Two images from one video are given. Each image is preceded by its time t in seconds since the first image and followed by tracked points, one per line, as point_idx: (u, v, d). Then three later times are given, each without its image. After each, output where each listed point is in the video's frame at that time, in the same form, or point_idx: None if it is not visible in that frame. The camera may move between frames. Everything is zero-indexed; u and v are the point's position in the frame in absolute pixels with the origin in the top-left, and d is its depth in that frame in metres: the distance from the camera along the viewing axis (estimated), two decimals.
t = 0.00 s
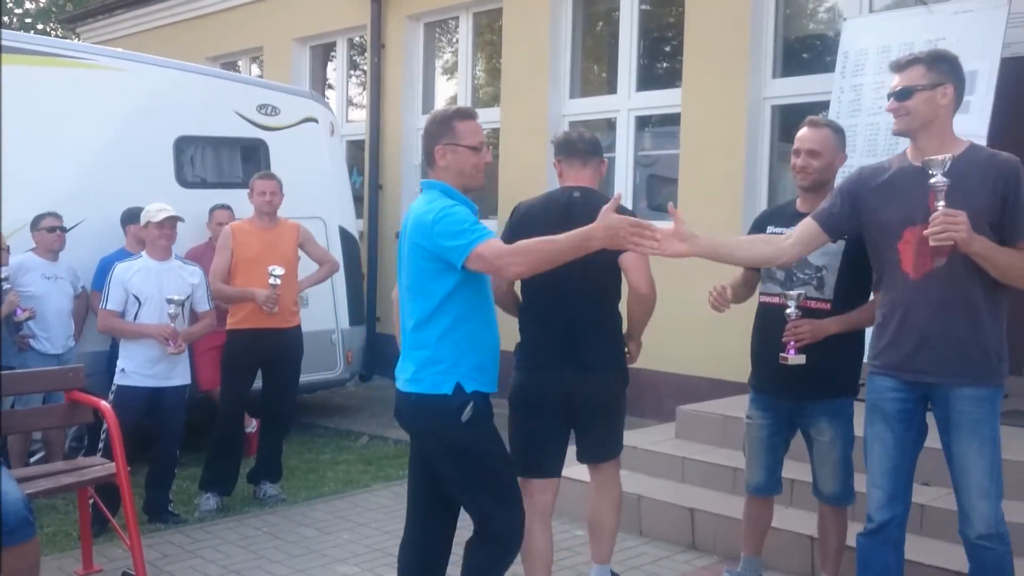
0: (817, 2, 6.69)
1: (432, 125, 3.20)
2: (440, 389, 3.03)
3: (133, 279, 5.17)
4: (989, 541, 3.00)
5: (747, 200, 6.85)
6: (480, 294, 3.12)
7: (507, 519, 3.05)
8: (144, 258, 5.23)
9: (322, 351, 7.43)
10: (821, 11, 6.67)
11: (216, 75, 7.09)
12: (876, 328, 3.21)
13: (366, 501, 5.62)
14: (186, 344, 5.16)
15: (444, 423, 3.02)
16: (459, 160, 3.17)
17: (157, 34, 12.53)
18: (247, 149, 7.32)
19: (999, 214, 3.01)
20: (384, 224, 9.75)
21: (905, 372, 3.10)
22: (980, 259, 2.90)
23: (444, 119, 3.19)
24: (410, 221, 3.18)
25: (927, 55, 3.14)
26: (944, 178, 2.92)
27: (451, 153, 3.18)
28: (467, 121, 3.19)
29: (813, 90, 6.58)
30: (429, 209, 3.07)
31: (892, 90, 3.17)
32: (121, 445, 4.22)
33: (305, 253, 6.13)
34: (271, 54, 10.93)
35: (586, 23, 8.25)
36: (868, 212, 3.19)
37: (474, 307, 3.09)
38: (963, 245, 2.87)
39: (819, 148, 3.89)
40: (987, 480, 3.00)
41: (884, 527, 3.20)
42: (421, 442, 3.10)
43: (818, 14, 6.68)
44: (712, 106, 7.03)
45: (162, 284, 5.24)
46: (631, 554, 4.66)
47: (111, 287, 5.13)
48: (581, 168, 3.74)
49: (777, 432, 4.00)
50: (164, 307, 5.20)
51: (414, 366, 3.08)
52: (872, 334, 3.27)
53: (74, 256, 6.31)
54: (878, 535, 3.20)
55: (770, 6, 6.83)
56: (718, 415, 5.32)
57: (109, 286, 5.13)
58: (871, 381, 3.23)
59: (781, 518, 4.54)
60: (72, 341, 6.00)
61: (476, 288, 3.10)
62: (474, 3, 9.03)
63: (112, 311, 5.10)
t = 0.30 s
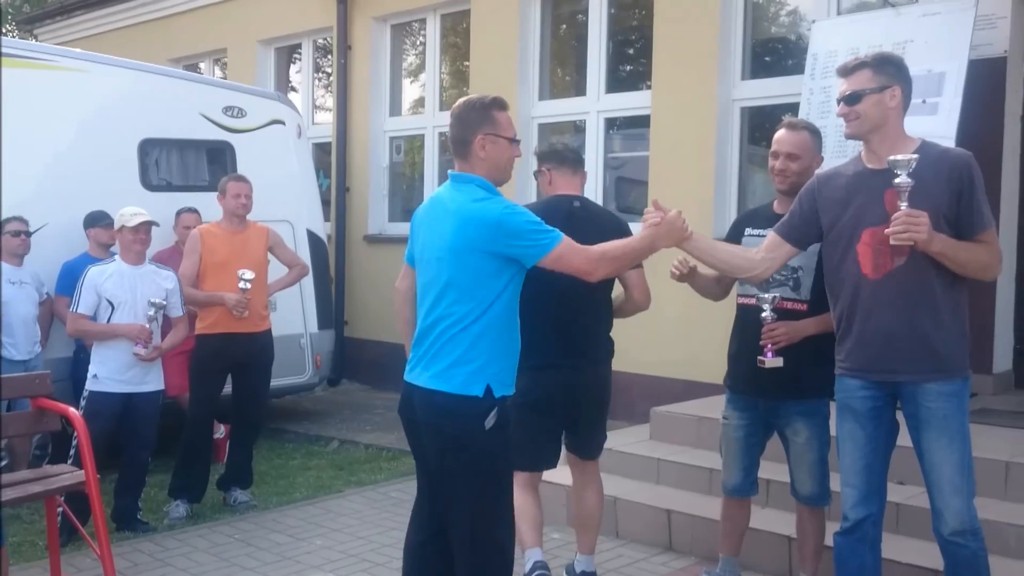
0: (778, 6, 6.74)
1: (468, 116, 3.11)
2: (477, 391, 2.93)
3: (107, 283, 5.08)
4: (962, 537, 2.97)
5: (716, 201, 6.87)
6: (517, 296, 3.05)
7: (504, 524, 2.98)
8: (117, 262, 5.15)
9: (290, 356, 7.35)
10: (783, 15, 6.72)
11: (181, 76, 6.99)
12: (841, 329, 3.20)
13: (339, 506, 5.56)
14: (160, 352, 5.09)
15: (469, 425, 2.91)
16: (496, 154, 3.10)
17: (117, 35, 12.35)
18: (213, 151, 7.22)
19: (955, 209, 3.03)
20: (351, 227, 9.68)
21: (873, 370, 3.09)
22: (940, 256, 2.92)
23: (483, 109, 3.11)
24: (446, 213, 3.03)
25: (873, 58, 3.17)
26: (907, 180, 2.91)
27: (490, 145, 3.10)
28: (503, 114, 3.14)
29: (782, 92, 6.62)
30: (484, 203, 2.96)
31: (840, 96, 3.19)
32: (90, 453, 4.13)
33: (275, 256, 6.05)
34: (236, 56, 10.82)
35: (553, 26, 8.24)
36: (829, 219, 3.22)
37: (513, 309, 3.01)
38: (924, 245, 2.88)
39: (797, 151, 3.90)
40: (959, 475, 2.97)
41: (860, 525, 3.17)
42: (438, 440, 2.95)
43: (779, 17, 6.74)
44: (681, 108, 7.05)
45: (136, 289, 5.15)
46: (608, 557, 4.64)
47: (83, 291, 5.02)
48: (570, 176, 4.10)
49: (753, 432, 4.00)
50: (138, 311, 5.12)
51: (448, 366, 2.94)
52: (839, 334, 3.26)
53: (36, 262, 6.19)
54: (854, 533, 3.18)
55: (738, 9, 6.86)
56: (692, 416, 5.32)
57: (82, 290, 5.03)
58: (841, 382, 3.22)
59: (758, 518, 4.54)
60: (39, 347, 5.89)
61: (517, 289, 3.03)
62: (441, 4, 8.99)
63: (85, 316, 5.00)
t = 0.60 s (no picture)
0: (747, 3, 6.82)
1: (498, 118, 3.24)
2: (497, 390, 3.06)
3: (85, 281, 5.00)
4: (952, 536, 3.00)
5: (694, 199, 6.89)
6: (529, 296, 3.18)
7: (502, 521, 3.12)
8: (95, 259, 5.07)
9: (265, 354, 7.28)
10: (751, 14, 6.81)
11: (155, 70, 6.88)
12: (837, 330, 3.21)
13: (319, 507, 5.51)
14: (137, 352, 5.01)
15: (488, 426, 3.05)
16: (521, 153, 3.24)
17: (84, 29, 12.17)
18: (187, 147, 7.13)
19: (957, 210, 3.03)
20: (325, 224, 9.60)
21: (868, 368, 3.10)
22: (934, 253, 2.92)
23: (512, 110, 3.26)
24: (467, 210, 3.12)
25: (880, 57, 3.18)
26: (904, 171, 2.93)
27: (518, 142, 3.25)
28: (525, 115, 3.29)
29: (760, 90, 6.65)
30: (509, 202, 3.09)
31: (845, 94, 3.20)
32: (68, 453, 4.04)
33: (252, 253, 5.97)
34: (206, 51, 10.70)
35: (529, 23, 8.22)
36: (831, 220, 3.22)
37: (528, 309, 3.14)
38: (919, 238, 2.88)
39: (780, 150, 3.88)
40: (950, 475, 3.00)
41: (850, 522, 3.19)
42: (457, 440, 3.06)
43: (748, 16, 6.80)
44: (659, 105, 7.06)
45: (114, 287, 5.07)
46: (593, 555, 4.63)
47: (60, 289, 4.94)
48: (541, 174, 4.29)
49: (737, 430, 3.98)
50: (117, 310, 5.04)
51: (466, 363, 3.05)
52: (835, 335, 3.27)
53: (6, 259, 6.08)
54: (843, 530, 3.19)
55: (716, 8, 6.88)
56: (675, 414, 5.32)
57: (59, 288, 4.95)
58: (835, 380, 3.22)
59: (743, 516, 4.56)
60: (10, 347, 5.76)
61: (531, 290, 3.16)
62: None
63: (62, 314, 4.92)
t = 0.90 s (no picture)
0: (709, 5, 6.89)
1: (458, 131, 3.27)
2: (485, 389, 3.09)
3: (53, 281, 4.93)
4: (943, 532, 3.04)
5: (668, 199, 6.91)
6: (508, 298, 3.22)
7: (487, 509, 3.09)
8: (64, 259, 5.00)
9: (235, 355, 7.20)
10: (713, 15, 6.88)
11: (122, 67, 6.78)
12: (842, 329, 3.27)
13: (293, 509, 5.47)
14: (108, 350, 4.94)
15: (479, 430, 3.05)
16: (489, 163, 3.27)
17: (46, 24, 11.98)
18: (154, 145, 7.03)
19: (970, 223, 3.08)
20: (295, 224, 9.54)
21: (872, 370, 3.15)
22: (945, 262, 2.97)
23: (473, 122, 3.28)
24: (443, 220, 3.16)
25: (906, 61, 3.17)
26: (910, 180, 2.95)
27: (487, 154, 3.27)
28: (488, 126, 3.31)
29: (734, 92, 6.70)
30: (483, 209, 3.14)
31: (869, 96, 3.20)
32: (40, 457, 3.97)
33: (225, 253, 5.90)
34: (172, 48, 10.58)
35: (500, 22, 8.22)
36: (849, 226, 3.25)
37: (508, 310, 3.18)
38: (926, 248, 2.90)
39: (757, 153, 3.88)
40: (942, 474, 3.04)
41: (842, 523, 3.22)
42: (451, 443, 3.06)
43: (712, 17, 6.88)
44: (632, 106, 7.08)
45: (84, 288, 5.00)
46: (572, 556, 4.65)
47: (27, 289, 4.88)
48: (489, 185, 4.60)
49: (718, 432, 4.00)
50: (86, 311, 4.97)
51: (456, 364, 3.07)
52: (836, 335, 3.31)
53: None
54: (836, 531, 3.22)
55: (689, 10, 6.91)
56: (652, 414, 5.34)
57: (25, 287, 4.88)
58: (836, 381, 3.26)
59: (721, 516, 4.59)
60: None
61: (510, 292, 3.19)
62: None
63: (29, 315, 4.85)
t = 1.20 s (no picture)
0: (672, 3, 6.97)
1: (413, 131, 3.41)
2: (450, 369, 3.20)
3: (14, 280, 4.82)
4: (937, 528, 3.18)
5: (641, 198, 6.96)
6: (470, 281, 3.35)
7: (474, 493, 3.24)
8: (25, 258, 4.89)
9: (205, 355, 7.13)
10: (677, 14, 6.96)
11: (88, 63, 6.67)
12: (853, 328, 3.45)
13: (269, 510, 5.43)
14: (73, 349, 4.84)
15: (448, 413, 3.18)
16: (444, 156, 3.41)
17: (7, 19, 11.78)
18: (121, 142, 6.93)
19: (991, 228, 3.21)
20: (263, 223, 9.47)
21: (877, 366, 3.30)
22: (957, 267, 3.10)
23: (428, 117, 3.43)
24: (404, 213, 3.29)
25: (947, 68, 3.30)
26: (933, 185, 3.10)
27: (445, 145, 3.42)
28: (442, 122, 3.46)
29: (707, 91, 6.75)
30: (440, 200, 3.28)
31: (906, 101, 3.30)
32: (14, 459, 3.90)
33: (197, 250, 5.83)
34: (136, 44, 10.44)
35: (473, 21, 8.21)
36: (868, 227, 3.44)
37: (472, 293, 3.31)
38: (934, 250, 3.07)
39: (741, 151, 3.88)
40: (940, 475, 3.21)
41: (838, 519, 3.35)
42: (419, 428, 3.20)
43: (673, 17, 6.98)
44: (605, 105, 7.11)
45: (46, 288, 4.91)
46: (552, 555, 4.66)
47: None
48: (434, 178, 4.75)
49: (701, 428, 4.02)
50: (49, 312, 4.88)
51: (425, 347, 3.19)
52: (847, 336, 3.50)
53: None
54: (831, 527, 3.37)
55: (661, 9, 6.95)
56: (629, 413, 5.37)
57: None
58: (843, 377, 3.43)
59: (701, 513, 4.62)
60: None
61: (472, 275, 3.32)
62: None
63: None
